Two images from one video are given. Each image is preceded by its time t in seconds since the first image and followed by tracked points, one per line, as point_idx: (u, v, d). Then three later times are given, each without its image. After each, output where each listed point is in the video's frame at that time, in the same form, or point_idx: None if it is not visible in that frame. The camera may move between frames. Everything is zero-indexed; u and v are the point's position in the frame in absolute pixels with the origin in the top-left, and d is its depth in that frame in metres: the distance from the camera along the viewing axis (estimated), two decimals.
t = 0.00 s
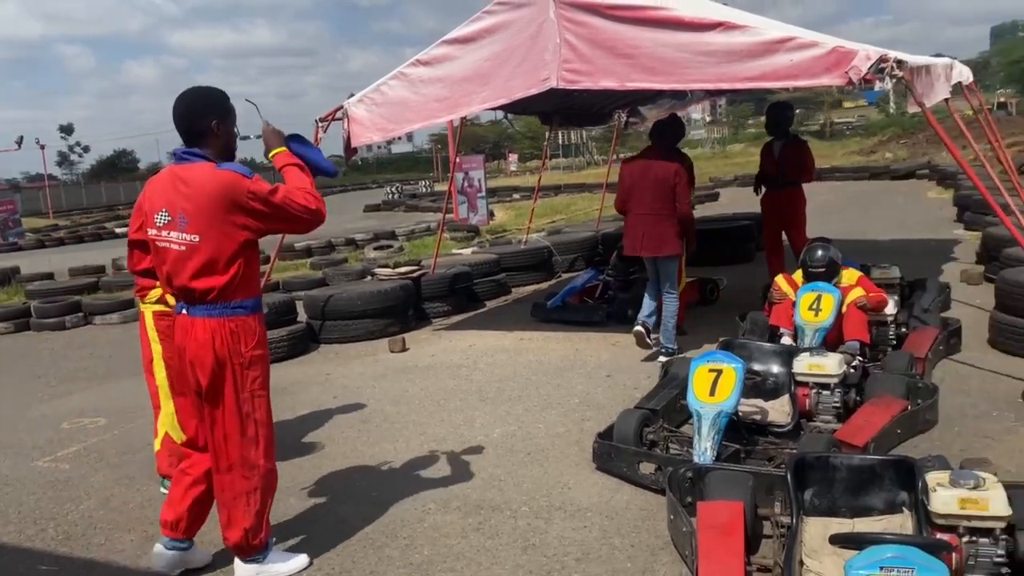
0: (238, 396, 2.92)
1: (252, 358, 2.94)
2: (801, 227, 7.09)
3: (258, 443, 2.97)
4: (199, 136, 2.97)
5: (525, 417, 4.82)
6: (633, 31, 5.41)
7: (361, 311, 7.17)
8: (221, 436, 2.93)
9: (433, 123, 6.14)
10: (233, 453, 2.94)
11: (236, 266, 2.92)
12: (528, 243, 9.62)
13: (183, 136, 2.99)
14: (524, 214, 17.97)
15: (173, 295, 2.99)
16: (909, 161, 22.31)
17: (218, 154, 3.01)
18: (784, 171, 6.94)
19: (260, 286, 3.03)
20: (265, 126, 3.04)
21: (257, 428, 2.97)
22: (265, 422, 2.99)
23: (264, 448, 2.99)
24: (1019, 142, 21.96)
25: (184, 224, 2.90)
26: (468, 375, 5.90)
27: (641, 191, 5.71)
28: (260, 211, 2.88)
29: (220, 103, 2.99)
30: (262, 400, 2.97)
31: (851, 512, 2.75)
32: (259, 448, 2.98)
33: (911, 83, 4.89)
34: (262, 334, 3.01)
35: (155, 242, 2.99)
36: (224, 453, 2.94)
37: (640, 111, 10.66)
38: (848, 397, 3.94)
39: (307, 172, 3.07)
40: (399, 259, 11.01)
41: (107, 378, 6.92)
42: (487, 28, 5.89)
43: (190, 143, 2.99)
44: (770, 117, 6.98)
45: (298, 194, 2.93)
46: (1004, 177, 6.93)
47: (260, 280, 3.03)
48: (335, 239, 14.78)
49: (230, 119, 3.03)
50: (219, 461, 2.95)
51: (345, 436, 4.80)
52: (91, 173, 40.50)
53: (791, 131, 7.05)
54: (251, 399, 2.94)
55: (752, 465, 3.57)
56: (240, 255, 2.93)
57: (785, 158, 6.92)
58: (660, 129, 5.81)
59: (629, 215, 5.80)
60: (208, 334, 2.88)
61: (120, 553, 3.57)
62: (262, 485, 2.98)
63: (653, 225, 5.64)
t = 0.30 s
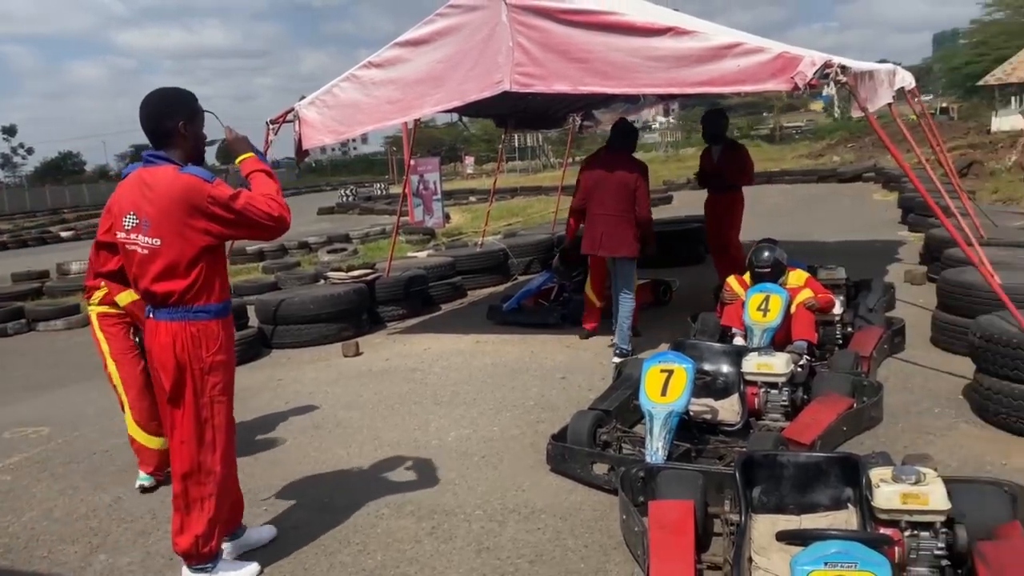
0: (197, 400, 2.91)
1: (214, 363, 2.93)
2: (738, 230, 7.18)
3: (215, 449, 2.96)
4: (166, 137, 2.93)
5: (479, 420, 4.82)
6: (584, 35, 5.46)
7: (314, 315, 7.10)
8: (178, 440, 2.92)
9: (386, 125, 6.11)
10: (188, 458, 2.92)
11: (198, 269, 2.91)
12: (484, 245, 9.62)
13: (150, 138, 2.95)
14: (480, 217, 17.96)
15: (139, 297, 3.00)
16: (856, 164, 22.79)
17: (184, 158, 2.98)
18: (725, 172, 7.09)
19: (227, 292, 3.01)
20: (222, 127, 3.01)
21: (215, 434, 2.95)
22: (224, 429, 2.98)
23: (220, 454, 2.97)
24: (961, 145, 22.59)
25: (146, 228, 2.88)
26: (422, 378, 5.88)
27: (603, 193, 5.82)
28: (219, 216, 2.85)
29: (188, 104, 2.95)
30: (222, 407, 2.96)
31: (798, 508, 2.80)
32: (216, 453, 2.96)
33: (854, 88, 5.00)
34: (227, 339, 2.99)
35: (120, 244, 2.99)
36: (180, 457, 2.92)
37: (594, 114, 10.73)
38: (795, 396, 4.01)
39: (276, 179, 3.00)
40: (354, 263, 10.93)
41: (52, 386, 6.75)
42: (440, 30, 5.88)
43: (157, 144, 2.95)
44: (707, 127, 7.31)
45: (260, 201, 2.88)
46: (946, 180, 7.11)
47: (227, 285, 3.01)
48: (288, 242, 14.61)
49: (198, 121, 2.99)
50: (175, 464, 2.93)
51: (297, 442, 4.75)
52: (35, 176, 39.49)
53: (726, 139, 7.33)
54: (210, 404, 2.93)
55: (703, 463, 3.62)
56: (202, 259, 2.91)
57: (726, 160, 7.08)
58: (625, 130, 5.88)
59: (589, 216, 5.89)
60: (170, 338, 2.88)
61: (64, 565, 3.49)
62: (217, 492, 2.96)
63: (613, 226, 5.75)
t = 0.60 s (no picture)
0: (164, 402, 2.86)
1: (182, 365, 2.87)
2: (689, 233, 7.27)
3: (181, 452, 2.90)
4: (138, 137, 2.91)
5: (439, 424, 4.81)
6: (543, 39, 5.49)
7: (272, 319, 7.02)
8: (143, 441, 2.88)
9: (344, 127, 6.07)
10: (152, 460, 2.87)
11: (169, 269, 2.86)
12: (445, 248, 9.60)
13: (120, 138, 2.92)
14: (440, 219, 17.91)
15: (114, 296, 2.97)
16: (811, 167, 23.15)
17: (155, 159, 2.95)
18: (675, 175, 7.16)
19: (200, 292, 2.96)
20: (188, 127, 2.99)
21: (181, 437, 2.90)
22: (191, 432, 2.92)
23: (185, 458, 2.91)
24: (912, 149, 23.07)
25: (116, 228, 2.84)
26: (382, 382, 5.85)
27: (565, 198, 5.83)
28: (189, 216, 2.82)
29: (161, 105, 2.93)
30: (190, 409, 2.90)
31: (754, 507, 2.84)
32: (181, 457, 2.91)
33: (807, 93, 5.09)
34: (199, 341, 2.93)
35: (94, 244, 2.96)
36: (144, 459, 2.88)
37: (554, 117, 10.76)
38: (752, 395, 4.06)
39: (248, 175, 2.99)
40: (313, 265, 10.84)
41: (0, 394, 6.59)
42: (398, 32, 5.86)
43: (128, 145, 2.92)
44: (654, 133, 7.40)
45: (228, 200, 2.84)
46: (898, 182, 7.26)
47: (201, 285, 2.96)
48: (246, 245, 14.43)
49: (170, 122, 2.97)
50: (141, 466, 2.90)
51: (254, 447, 4.70)
52: None
53: (673, 141, 7.42)
54: (178, 406, 2.88)
55: (661, 463, 3.65)
56: (173, 258, 2.87)
57: (676, 165, 7.15)
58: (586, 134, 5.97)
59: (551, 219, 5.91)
60: (140, 338, 2.84)
61: None
62: (180, 496, 2.91)
63: (573, 229, 5.77)
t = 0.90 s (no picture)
0: (146, 394, 2.89)
1: (165, 357, 2.89)
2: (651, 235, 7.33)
3: (161, 444, 2.93)
4: (122, 136, 2.95)
5: (406, 427, 4.78)
6: (509, 41, 5.49)
7: (236, 322, 6.94)
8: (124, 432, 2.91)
9: (309, 128, 6.02)
10: (133, 451, 2.91)
11: (155, 263, 2.91)
12: (413, 249, 9.56)
13: (105, 137, 2.96)
14: (407, 221, 17.83)
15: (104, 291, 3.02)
16: (776, 169, 23.42)
17: (139, 158, 2.99)
18: (633, 177, 7.23)
19: (187, 286, 2.99)
20: (162, 122, 3.00)
21: (162, 429, 2.93)
22: (172, 424, 2.95)
23: (162, 450, 2.93)
24: (873, 151, 23.42)
25: (103, 225, 2.89)
26: (348, 386, 5.81)
27: (532, 200, 5.86)
28: (173, 209, 2.87)
29: (143, 103, 2.96)
30: (173, 402, 2.93)
31: (720, 506, 2.86)
32: (160, 449, 2.93)
33: (770, 96, 5.15)
34: (185, 335, 2.96)
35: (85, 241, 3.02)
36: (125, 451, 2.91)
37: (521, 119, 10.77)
38: (717, 395, 4.09)
39: (226, 161, 3.02)
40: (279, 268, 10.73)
41: None
42: (364, 33, 5.83)
43: (113, 144, 2.96)
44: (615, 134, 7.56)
45: (211, 189, 2.88)
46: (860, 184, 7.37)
47: (188, 279, 3.00)
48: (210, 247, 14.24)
49: (154, 120, 3.00)
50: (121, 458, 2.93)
51: (218, 452, 4.64)
52: None
53: (635, 144, 7.50)
54: (160, 398, 2.90)
55: (628, 464, 3.67)
56: (159, 253, 2.92)
57: (635, 167, 7.25)
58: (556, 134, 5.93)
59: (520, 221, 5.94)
60: (126, 330, 2.88)
61: None
62: (156, 489, 2.93)
63: (539, 231, 5.79)
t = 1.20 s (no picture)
0: (159, 387, 2.99)
1: (171, 349, 2.99)
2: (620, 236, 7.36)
3: (179, 433, 3.01)
4: (116, 136, 3.01)
5: (382, 429, 4.76)
6: (484, 41, 5.49)
7: (209, 324, 6.88)
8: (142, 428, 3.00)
9: (284, 128, 5.97)
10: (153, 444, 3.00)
11: (151, 261, 2.99)
12: (389, 250, 9.53)
13: (100, 139, 3.02)
14: (382, 222, 17.77)
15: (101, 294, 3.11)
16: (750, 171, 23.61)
17: (132, 157, 3.06)
18: (602, 180, 7.27)
19: (182, 281, 3.08)
20: (153, 120, 3.07)
21: (179, 419, 3.02)
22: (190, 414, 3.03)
23: (190, 438, 3.02)
24: (845, 153, 23.67)
25: (99, 224, 2.97)
26: (324, 388, 5.77)
27: (510, 202, 5.87)
28: (169, 207, 2.94)
29: (134, 103, 3.02)
30: (185, 392, 3.03)
31: (696, 505, 2.88)
32: (179, 438, 3.01)
33: (744, 98, 5.20)
34: (186, 328, 3.06)
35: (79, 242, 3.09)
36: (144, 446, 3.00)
37: (497, 120, 10.76)
38: (693, 395, 4.11)
39: (219, 156, 3.05)
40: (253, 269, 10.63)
41: None
42: (339, 33, 5.80)
43: (108, 145, 3.03)
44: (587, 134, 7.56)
45: (204, 185, 2.94)
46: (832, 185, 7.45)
47: (182, 276, 3.09)
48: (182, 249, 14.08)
49: (147, 119, 3.06)
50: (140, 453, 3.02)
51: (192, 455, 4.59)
52: None
53: (606, 147, 7.52)
54: (173, 390, 3.00)
55: (605, 463, 3.68)
56: (156, 250, 3.00)
57: (601, 170, 7.30)
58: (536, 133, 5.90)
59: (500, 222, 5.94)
60: (128, 328, 2.98)
61: None
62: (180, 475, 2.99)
63: (518, 232, 5.79)
